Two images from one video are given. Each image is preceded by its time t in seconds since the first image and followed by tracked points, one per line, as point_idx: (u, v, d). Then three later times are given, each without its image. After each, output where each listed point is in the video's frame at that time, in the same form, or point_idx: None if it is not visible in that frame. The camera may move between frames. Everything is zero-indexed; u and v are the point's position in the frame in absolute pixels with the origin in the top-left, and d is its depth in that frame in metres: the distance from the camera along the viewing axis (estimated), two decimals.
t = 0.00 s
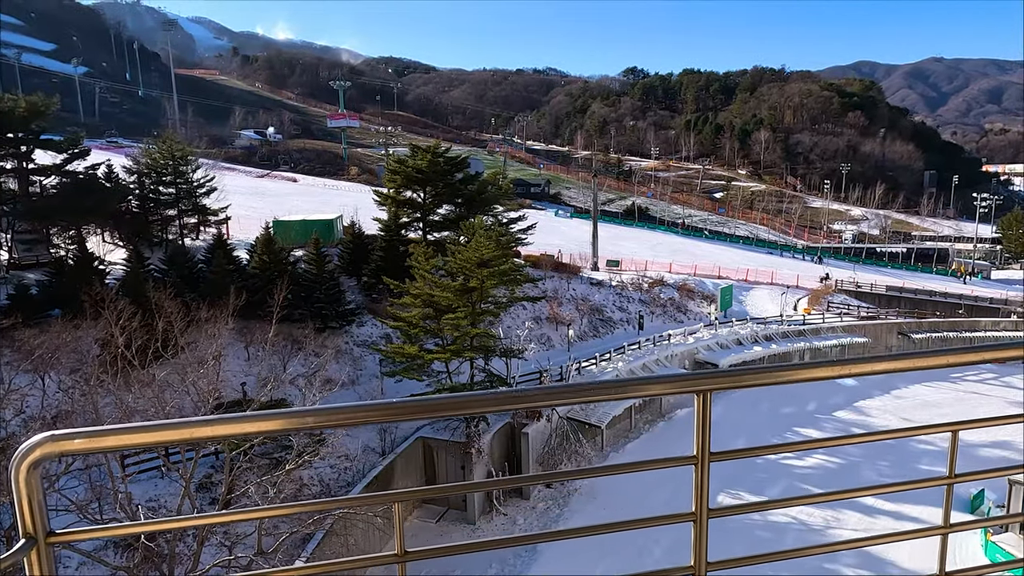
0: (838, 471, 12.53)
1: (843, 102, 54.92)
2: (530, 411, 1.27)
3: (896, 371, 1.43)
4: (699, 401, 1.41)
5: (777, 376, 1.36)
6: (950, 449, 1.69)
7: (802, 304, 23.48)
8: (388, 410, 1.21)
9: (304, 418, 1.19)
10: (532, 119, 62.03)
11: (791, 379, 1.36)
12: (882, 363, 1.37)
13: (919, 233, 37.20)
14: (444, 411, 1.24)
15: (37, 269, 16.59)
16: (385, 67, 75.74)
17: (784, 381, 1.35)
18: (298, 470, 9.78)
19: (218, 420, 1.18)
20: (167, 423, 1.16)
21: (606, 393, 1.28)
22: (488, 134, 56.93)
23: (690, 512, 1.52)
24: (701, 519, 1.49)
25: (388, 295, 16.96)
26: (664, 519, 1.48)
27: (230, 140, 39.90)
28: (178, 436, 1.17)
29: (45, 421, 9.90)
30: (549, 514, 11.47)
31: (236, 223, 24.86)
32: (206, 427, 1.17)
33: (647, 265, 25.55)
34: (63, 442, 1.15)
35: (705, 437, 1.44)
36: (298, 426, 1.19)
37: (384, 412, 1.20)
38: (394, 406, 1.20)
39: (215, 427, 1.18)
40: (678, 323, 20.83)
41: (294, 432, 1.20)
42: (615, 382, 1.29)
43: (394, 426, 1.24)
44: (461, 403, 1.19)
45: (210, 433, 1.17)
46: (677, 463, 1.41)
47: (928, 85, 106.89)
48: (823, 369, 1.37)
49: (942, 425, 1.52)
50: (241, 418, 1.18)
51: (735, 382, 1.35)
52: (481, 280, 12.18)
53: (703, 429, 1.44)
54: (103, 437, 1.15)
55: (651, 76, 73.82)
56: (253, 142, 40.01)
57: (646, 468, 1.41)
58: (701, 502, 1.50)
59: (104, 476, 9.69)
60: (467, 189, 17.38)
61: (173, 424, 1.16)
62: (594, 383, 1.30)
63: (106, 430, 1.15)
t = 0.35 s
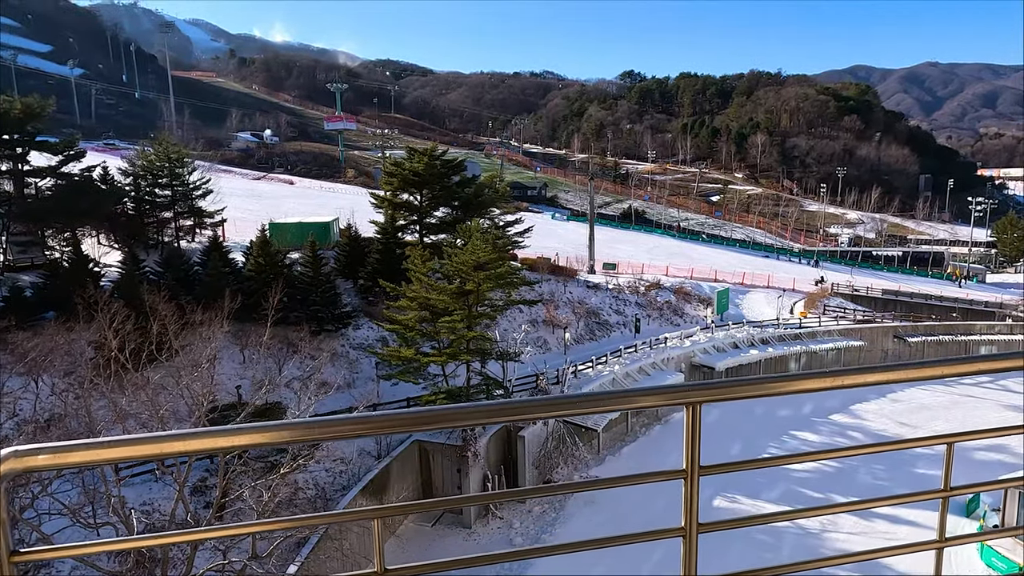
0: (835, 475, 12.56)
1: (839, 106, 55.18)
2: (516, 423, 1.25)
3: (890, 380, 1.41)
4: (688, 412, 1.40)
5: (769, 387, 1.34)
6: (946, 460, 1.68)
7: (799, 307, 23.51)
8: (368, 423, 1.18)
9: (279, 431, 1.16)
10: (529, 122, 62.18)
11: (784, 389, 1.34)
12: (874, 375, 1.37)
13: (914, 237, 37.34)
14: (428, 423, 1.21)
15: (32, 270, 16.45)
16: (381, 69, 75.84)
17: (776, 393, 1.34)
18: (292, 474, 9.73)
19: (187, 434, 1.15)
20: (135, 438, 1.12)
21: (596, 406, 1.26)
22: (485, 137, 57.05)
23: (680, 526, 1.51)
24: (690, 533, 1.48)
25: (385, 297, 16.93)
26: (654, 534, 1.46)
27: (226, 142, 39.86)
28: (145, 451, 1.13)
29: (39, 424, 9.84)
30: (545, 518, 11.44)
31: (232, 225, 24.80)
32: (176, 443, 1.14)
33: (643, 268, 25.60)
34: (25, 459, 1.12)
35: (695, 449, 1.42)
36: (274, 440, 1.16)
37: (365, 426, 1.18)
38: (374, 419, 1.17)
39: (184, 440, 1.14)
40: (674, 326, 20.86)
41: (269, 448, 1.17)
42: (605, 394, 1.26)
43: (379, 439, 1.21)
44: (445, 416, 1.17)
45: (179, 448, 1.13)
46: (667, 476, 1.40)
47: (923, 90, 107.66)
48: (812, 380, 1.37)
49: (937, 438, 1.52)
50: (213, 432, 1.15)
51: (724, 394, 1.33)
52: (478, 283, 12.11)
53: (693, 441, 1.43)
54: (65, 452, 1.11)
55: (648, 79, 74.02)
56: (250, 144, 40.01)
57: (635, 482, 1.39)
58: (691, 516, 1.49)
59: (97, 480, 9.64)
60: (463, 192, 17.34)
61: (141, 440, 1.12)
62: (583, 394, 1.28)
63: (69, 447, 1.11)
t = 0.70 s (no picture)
0: (826, 477, 12.64)
1: (830, 110, 55.57)
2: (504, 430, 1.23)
3: (885, 385, 1.41)
4: (681, 420, 1.39)
5: (761, 391, 1.33)
6: (943, 468, 1.67)
7: (791, 310, 23.62)
8: (352, 429, 1.16)
9: (257, 440, 1.13)
10: (521, 126, 62.29)
11: (776, 394, 1.34)
12: (865, 381, 1.37)
13: (905, 240, 37.60)
14: (413, 431, 1.18)
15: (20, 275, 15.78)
16: (374, 73, 75.78)
17: (769, 397, 1.33)
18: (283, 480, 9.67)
19: (161, 441, 1.11)
20: (107, 445, 1.09)
21: (590, 412, 1.25)
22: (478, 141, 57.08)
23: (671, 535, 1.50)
24: (681, 543, 1.47)
25: (377, 301, 16.88)
26: (645, 544, 1.45)
27: (218, 146, 39.72)
28: (113, 460, 1.09)
29: (26, 430, 9.74)
30: (538, 522, 11.41)
31: (223, 228, 24.68)
32: (148, 451, 1.10)
33: (636, 271, 25.66)
34: None
35: (688, 457, 1.41)
36: (253, 449, 1.13)
37: (346, 433, 1.16)
38: (357, 427, 1.15)
39: (155, 449, 1.10)
40: (666, 329, 20.91)
41: (249, 456, 1.14)
42: (598, 399, 1.25)
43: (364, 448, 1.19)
44: (434, 423, 1.14)
45: (152, 457, 1.10)
46: (658, 485, 1.39)
47: (913, 95, 108.69)
48: (807, 385, 1.36)
49: (934, 444, 1.51)
50: (191, 439, 1.12)
51: (716, 401, 1.32)
52: (470, 286, 12.08)
53: (685, 448, 1.42)
54: (30, 463, 1.07)
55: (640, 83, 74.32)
56: (241, 148, 39.87)
57: (626, 492, 1.38)
58: (683, 525, 1.48)
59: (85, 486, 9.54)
60: (456, 195, 17.32)
61: (109, 447, 1.09)
62: (575, 399, 1.27)
63: (33, 458, 1.06)
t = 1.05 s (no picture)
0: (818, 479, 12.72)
1: (820, 113, 56.01)
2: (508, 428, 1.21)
3: (898, 379, 1.43)
4: (694, 416, 1.37)
5: (770, 390, 1.33)
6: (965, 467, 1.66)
7: (781, 312, 23.77)
8: (340, 429, 1.14)
9: (242, 440, 1.10)
10: (513, 128, 62.35)
11: (790, 391, 1.34)
12: (885, 375, 1.36)
13: (894, 242, 37.91)
14: (403, 431, 1.16)
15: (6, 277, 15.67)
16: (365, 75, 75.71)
17: (778, 395, 1.34)
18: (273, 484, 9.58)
19: (135, 443, 1.07)
20: (84, 447, 1.06)
21: (607, 407, 1.24)
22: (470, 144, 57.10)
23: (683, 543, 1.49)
24: (694, 551, 1.46)
25: (368, 304, 16.83)
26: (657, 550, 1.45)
27: (208, 148, 39.58)
28: (89, 463, 1.05)
29: (11, 434, 9.60)
30: (530, 526, 11.40)
31: (213, 231, 24.53)
32: (128, 454, 1.06)
33: (628, 273, 25.73)
34: None
35: (701, 460, 1.40)
36: (235, 451, 1.10)
37: (337, 431, 1.13)
38: (351, 423, 1.12)
39: (132, 452, 1.06)
40: (658, 331, 20.96)
41: (233, 458, 1.11)
42: (608, 394, 1.25)
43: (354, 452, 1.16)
44: (429, 422, 1.12)
45: (129, 461, 1.06)
46: (672, 486, 1.38)
47: (902, 99, 109.89)
48: (821, 380, 1.37)
49: (955, 444, 1.49)
50: (170, 442, 1.08)
51: (732, 396, 1.32)
52: (462, 289, 12.06)
53: (697, 450, 1.40)
54: None
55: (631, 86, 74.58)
56: (232, 150, 39.68)
57: (641, 494, 1.36)
58: (694, 532, 1.47)
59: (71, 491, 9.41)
60: (448, 198, 17.29)
61: (91, 450, 1.05)
62: (583, 395, 1.26)
63: None
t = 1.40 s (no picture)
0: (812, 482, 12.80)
1: (812, 118, 56.44)
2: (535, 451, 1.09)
3: (970, 390, 1.30)
4: (743, 431, 1.29)
5: (824, 404, 1.23)
6: None
7: (775, 315, 23.84)
8: (344, 452, 1.00)
9: (225, 465, 0.96)
10: (507, 132, 62.49)
11: (849, 407, 1.23)
12: (955, 389, 1.25)
13: (887, 246, 38.16)
14: (420, 451, 1.03)
15: None
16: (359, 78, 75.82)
17: (836, 410, 1.23)
18: (267, 489, 9.57)
19: (96, 471, 0.93)
20: (28, 478, 0.90)
21: (649, 424, 1.12)
22: (464, 147, 57.20)
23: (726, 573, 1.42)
24: None
25: (362, 307, 16.79)
26: None
27: (201, 151, 39.49)
28: (39, 495, 0.90)
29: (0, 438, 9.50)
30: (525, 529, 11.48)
31: (206, 234, 24.41)
32: (89, 484, 0.92)
33: (622, 277, 25.77)
34: None
35: (748, 481, 1.31)
36: (216, 478, 0.96)
37: (338, 454, 0.99)
38: (356, 445, 0.99)
39: (94, 482, 0.92)
40: (653, 334, 20.97)
41: (214, 488, 0.97)
42: (652, 409, 1.13)
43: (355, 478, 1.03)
44: (447, 442, 0.99)
45: (103, 490, 0.92)
46: (717, 513, 1.29)
47: (893, 103, 111.13)
48: (884, 392, 1.25)
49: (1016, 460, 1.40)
50: (140, 468, 0.94)
51: (786, 410, 1.21)
52: (456, 292, 12.05)
53: (744, 472, 1.32)
54: None
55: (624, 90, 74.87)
56: (225, 152, 39.56)
57: (691, 518, 1.27)
58: (737, 564, 1.40)
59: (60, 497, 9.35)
60: (441, 200, 17.22)
61: (45, 479, 0.90)
62: (622, 410, 1.13)
63: None
